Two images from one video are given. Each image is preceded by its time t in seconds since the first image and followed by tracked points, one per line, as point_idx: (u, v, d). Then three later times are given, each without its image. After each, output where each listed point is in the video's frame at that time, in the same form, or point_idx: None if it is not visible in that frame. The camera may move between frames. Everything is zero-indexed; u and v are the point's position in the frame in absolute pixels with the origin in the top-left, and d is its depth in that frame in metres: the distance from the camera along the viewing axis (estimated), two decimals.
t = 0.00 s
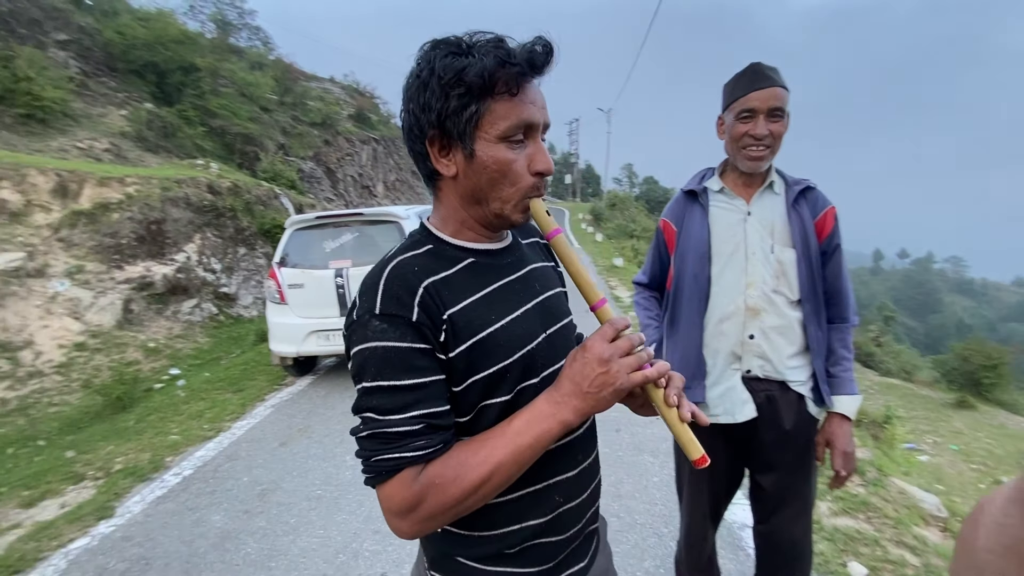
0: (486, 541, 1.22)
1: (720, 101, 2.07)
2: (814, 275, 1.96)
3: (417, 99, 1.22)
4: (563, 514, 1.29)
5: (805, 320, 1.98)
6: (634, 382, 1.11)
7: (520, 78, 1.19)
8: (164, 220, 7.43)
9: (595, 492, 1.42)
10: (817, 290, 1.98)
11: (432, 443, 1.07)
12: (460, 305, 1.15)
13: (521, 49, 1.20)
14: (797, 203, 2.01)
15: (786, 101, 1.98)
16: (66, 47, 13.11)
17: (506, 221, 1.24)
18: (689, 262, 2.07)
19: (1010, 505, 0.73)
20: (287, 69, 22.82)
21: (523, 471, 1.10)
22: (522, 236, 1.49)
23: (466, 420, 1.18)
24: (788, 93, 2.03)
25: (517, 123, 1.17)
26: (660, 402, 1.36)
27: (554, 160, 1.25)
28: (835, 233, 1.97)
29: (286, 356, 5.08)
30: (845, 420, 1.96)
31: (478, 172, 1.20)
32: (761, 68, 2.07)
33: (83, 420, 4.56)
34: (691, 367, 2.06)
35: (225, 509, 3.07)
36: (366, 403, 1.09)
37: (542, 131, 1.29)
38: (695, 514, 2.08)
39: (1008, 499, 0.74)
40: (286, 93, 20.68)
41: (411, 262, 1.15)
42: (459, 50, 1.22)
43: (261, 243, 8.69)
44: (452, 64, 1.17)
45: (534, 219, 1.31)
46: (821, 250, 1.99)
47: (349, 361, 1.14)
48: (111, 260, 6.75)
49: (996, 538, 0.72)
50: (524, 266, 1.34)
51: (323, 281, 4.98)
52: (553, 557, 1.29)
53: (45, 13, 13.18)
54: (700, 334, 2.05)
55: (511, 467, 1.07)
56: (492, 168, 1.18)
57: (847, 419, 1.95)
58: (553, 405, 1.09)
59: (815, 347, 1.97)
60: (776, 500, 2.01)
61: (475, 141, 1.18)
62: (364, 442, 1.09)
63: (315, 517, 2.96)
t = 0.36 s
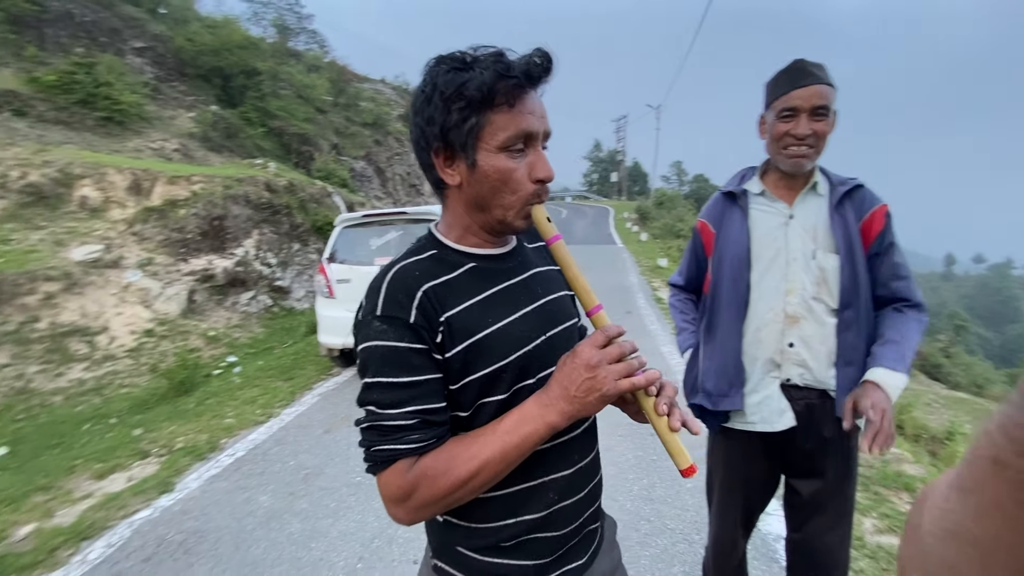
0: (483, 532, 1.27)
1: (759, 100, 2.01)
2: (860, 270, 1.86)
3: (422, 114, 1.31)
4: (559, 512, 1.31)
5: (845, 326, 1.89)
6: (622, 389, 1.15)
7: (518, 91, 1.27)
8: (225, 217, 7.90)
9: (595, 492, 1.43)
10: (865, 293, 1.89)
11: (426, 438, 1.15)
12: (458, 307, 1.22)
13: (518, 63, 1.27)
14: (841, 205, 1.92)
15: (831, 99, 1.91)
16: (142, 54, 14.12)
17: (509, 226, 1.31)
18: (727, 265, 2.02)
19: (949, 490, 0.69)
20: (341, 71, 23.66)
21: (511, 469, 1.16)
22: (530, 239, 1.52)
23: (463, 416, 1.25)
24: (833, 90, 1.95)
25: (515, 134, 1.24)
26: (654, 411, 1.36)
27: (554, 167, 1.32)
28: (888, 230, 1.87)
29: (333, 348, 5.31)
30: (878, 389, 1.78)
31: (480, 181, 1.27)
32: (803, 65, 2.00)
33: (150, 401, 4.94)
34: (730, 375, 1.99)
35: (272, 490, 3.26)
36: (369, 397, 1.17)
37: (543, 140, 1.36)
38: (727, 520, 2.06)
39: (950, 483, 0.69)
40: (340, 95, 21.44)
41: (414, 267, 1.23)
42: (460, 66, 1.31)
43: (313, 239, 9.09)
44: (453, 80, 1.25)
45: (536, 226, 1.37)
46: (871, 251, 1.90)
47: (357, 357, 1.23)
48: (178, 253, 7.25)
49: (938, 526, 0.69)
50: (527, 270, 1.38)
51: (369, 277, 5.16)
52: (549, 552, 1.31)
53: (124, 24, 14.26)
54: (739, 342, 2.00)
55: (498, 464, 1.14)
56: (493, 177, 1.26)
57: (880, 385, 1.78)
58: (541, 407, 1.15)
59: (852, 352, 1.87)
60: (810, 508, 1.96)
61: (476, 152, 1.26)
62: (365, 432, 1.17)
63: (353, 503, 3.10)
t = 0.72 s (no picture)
0: (488, 515, 1.38)
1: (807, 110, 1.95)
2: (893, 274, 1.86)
3: (443, 147, 1.43)
4: (557, 502, 1.41)
5: (878, 329, 1.88)
6: (615, 404, 1.21)
7: (530, 128, 1.36)
8: (278, 215, 8.32)
9: (592, 485, 1.52)
10: (894, 296, 1.87)
11: (438, 433, 1.28)
12: (471, 320, 1.34)
13: (531, 101, 1.36)
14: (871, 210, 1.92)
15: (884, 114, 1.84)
16: (203, 61, 14.98)
17: (521, 249, 1.41)
18: (762, 275, 2.03)
19: (943, 513, 0.67)
20: (387, 72, 24.28)
21: (511, 466, 1.27)
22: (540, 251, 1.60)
23: (473, 415, 1.37)
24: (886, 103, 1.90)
25: (527, 168, 1.34)
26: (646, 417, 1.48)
27: (564, 196, 1.41)
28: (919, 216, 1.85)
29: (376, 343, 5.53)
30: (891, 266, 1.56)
31: (495, 209, 1.38)
32: (857, 75, 1.92)
33: (209, 388, 5.31)
34: (765, 381, 2.00)
35: (317, 475, 3.47)
36: (392, 395, 1.32)
37: (555, 169, 1.44)
38: (755, 524, 2.07)
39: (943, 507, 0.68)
40: (386, 96, 22.02)
41: (434, 282, 1.35)
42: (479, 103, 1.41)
43: (358, 237, 9.44)
44: (471, 118, 1.36)
45: (545, 247, 1.46)
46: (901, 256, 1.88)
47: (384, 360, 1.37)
48: (234, 250, 7.70)
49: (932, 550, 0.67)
50: (538, 283, 1.48)
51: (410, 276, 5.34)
52: (547, 535, 1.40)
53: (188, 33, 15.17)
54: (775, 351, 2.01)
55: (498, 461, 1.24)
56: (507, 207, 1.36)
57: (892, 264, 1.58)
58: (540, 413, 1.23)
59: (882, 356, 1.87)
60: (838, 510, 1.97)
61: (491, 183, 1.36)
62: (388, 425, 1.33)
63: (392, 490, 3.26)
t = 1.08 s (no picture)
0: (497, 493, 1.49)
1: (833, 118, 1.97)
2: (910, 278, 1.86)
3: (454, 163, 1.54)
4: (557, 482, 1.50)
5: (893, 335, 1.89)
6: (612, 392, 1.29)
7: (533, 144, 1.46)
8: (314, 218, 8.64)
9: (594, 470, 1.61)
10: (912, 303, 1.88)
11: (452, 416, 1.39)
12: (482, 316, 1.44)
13: (531, 121, 1.46)
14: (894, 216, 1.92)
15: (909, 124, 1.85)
16: (246, 70, 15.63)
17: (526, 254, 1.50)
18: (781, 277, 2.07)
19: (947, 511, 0.71)
20: (419, 78, 24.75)
21: (518, 449, 1.35)
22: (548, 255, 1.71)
23: (483, 403, 1.47)
24: (913, 114, 1.89)
25: (529, 179, 1.43)
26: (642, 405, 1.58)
27: (564, 205, 1.50)
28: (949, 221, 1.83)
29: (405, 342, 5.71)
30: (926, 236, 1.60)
31: (501, 218, 1.47)
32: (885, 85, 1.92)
33: (248, 382, 5.58)
34: (780, 382, 2.03)
35: (349, 466, 3.64)
36: (411, 382, 1.43)
37: (556, 181, 1.53)
38: (768, 522, 2.11)
39: (949, 505, 0.71)
40: (418, 101, 22.47)
41: (449, 282, 1.46)
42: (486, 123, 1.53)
43: (389, 240, 9.71)
44: (478, 136, 1.47)
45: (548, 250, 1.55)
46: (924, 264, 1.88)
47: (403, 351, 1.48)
48: (273, 252, 8.05)
49: (937, 545, 0.71)
50: (544, 284, 1.58)
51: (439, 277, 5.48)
52: (549, 512, 1.50)
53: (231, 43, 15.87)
54: (789, 352, 2.04)
55: (505, 445, 1.33)
56: (511, 216, 1.45)
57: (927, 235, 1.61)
58: (543, 400, 1.32)
59: (895, 359, 1.89)
60: (852, 511, 1.98)
61: (497, 194, 1.46)
62: (408, 410, 1.44)
63: (419, 483, 3.40)
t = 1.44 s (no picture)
0: (497, 481, 1.55)
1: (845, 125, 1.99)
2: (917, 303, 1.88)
3: (454, 171, 1.62)
4: (553, 474, 1.56)
5: (890, 350, 1.90)
6: (603, 377, 1.34)
7: (525, 147, 1.54)
8: (330, 222, 8.80)
9: (591, 464, 1.66)
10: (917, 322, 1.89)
11: (455, 405, 1.45)
12: (483, 312, 1.50)
13: (522, 127, 1.55)
14: (906, 232, 1.91)
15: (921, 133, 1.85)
16: (265, 76, 15.96)
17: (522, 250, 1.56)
18: (786, 281, 2.10)
19: (952, 510, 0.73)
20: (434, 84, 25.01)
21: (516, 437, 1.41)
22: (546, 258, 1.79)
23: (483, 394, 1.53)
24: (927, 124, 1.89)
25: (522, 180, 1.51)
26: (631, 395, 1.65)
27: (556, 204, 1.57)
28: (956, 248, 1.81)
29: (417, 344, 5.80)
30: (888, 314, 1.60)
31: (498, 218, 1.54)
32: (902, 94, 1.93)
33: (265, 382, 5.71)
34: (783, 387, 2.06)
35: (361, 465, 3.72)
36: (417, 373, 1.49)
37: (548, 182, 1.61)
38: (770, 521, 2.15)
39: (953, 504, 0.73)
40: (433, 106, 22.72)
41: (452, 281, 1.53)
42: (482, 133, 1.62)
43: (403, 243, 9.85)
44: (474, 144, 1.56)
45: (543, 248, 1.61)
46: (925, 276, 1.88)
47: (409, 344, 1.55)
48: (290, 255, 8.22)
49: (943, 542, 0.71)
50: (541, 284, 1.65)
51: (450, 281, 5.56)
52: (546, 503, 1.56)
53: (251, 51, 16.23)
54: (792, 356, 2.07)
55: (504, 431, 1.39)
56: (507, 215, 1.52)
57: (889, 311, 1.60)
58: (539, 388, 1.38)
59: (891, 381, 1.89)
60: (851, 513, 2.00)
61: (493, 196, 1.53)
62: (413, 399, 1.50)
63: (429, 482, 3.46)
